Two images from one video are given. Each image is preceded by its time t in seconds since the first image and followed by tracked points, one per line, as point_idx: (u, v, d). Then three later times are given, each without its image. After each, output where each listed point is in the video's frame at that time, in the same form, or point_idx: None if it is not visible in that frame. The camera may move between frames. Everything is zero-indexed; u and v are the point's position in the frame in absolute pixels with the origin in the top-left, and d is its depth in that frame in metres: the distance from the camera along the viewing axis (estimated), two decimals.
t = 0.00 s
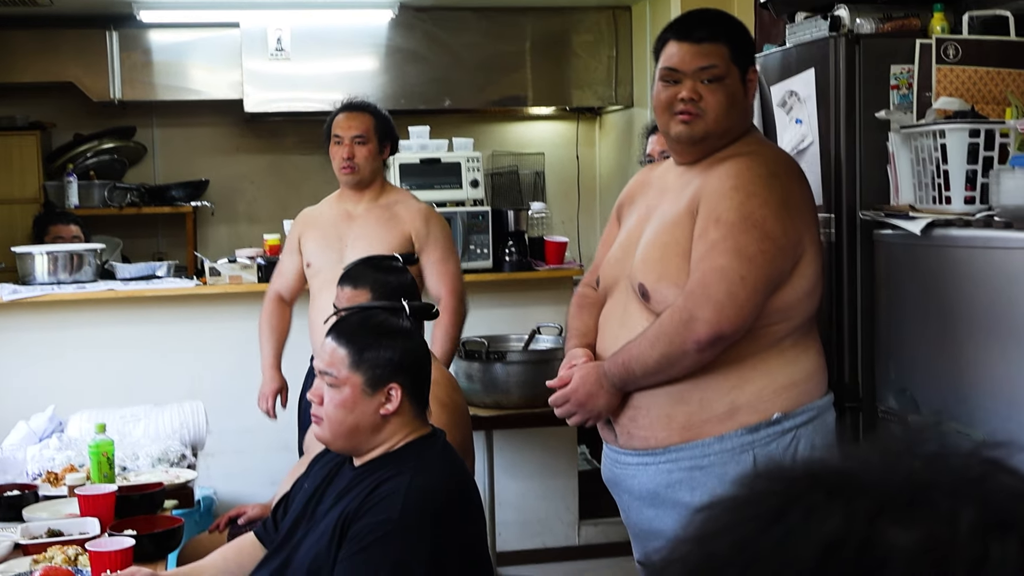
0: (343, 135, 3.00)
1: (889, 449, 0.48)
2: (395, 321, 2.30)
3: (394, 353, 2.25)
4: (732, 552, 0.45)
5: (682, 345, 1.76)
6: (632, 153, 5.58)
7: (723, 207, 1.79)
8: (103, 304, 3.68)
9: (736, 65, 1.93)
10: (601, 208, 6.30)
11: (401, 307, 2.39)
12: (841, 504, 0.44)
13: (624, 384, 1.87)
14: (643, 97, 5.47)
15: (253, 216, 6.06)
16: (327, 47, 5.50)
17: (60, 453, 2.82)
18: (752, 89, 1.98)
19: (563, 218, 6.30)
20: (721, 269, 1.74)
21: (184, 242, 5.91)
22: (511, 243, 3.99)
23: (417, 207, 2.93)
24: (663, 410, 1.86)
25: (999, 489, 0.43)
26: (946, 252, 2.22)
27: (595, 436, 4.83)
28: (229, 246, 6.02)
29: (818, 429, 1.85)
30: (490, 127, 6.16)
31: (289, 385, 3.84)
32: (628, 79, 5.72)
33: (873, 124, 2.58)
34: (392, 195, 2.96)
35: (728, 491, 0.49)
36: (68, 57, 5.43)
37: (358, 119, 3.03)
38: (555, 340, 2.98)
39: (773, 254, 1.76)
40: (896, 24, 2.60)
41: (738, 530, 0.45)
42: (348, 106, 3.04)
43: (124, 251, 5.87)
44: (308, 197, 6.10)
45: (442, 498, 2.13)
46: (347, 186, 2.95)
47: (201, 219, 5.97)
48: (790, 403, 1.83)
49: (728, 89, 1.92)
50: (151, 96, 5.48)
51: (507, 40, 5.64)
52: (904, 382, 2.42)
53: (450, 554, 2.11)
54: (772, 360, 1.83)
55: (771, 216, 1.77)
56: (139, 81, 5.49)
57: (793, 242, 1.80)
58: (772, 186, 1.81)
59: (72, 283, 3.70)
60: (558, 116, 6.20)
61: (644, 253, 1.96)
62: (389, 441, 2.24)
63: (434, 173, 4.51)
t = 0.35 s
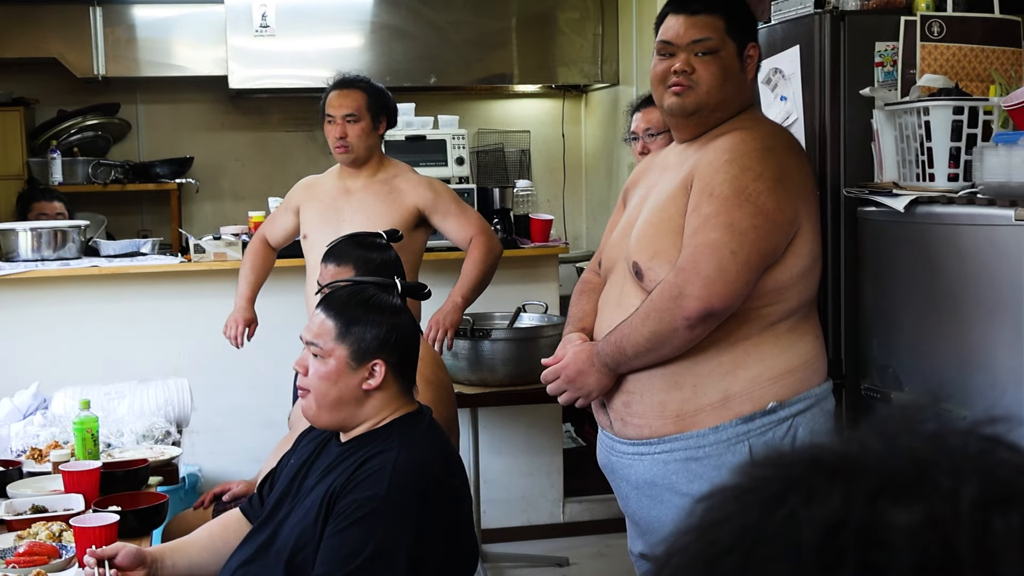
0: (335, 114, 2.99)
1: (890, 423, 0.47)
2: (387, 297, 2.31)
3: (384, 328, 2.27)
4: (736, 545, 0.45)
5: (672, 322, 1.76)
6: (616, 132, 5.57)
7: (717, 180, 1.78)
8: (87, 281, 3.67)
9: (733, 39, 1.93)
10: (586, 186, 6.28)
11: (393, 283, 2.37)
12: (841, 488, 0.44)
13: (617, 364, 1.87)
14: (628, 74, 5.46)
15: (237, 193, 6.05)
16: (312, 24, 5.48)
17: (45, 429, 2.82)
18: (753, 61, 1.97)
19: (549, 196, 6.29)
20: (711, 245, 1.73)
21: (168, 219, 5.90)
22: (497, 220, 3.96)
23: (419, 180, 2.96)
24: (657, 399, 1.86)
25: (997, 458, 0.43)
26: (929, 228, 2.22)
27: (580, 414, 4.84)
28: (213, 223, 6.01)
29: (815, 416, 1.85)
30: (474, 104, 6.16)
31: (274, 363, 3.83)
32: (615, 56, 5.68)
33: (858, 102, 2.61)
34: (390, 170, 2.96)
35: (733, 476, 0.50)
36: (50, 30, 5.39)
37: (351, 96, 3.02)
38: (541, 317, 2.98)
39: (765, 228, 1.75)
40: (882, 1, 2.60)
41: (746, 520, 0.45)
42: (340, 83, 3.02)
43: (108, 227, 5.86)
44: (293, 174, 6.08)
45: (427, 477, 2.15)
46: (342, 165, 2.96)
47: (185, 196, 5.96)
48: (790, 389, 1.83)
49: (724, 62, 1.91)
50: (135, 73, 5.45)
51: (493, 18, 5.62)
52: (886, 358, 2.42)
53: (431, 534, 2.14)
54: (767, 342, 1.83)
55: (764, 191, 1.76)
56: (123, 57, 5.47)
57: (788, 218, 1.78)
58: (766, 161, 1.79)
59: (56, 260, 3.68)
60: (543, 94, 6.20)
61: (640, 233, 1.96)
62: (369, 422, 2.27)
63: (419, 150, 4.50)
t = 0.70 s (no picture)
0: (315, 89, 2.98)
1: (909, 396, 0.40)
2: (369, 272, 2.31)
3: (367, 304, 2.28)
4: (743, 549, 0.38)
5: (683, 296, 1.77)
6: (605, 110, 5.56)
7: (738, 154, 1.79)
8: (76, 260, 3.66)
9: (757, 14, 1.92)
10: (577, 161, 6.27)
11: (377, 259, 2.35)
12: (859, 488, 0.37)
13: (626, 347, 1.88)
14: (618, 53, 5.44)
15: (228, 172, 6.05)
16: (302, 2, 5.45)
17: (34, 408, 2.82)
18: (783, 39, 1.94)
19: (539, 173, 6.27)
20: (726, 219, 1.75)
21: (157, 199, 5.89)
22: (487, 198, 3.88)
23: (402, 153, 2.96)
24: (668, 388, 1.86)
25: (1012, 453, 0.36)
26: (918, 203, 2.22)
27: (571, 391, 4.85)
28: (203, 202, 6.01)
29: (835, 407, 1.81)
30: (463, 83, 6.15)
31: (265, 342, 3.84)
32: (604, 33, 5.65)
33: (847, 78, 2.62)
34: (372, 144, 2.95)
35: (731, 459, 0.41)
36: (35, 8, 5.36)
37: (331, 71, 3.00)
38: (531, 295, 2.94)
39: (785, 206, 1.75)
40: None
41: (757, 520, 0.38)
42: (320, 58, 3.01)
43: (97, 207, 5.85)
44: (282, 153, 6.09)
45: (415, 455, 2.17)
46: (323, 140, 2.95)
47: (174, 175, 5.95)
48: (804, 383, 1.79)
49: (743, 38, 1.92)
50: (122, 51, 5.43)
51: None
52: (873, 334, 2.42)
53: (419, 512, 2.16)
54: (783, 332, 1.81)
55: (786, 168, 1.76)
56: (110, 36, 5.42)
57: (812, 198, 1.78)
58: (793, 138, 1.80)
59: (45, 239, 3.67)
60: (532, 72, 6.16)
61: (663, 211, 1.97)
62: (354, 401, 2.29)
63: (408, 128, 4.49)
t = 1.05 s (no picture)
0: (293, 112, 3.01)
1: (878, 439, 0.45)
2: (358, 298, 2.34)
3: (353, 328, 2.31)
4: None
5: (695, 326, 1.76)
6: (600, 131, 5.58)
7: (754, 184, 1.79)
8: (72, 285, 3.66)
9: (748, 36, 1.92)
10: (572, 184, 6.27)
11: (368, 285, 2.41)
12: (834, 539, 0.39)
13: (624, 367, 1.88)
14: (612, 70, 5.45)
15: (224, 195, 6.05)
16: (296, 25, 5.46)
17: (31, 435, 2.81)
18: (775, 59, 1.92)
19: (534, 193, 6.26)
20: (742, 252, 1.74)
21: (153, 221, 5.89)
22: (482, 219, 3.91)
23: (381, 179, 2.98)
24: (659, 407, 1.86)
25: (987, 495, 0.39)
26: (912, 223, 2.23)
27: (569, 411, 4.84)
28: (200, 225, 6.00)
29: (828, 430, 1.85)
30: (459, 103, 6.15)
31: (261, 365, 3.83)
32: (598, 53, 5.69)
33: (839, 96, 2.61)
34: (353, 168, 2.98)
35: (698, 500, 0.45)
36: (31, 35, 5.38)
37: (310, 94, 3.03)
38: (528, 315, 2.95)
39: (801, 241, 1.75)
40: None
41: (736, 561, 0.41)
42: (299, 82, 3.04)
43: (94, 230, 5.85)
44: (278, 174, 6.08)
45: (413, 477, 2.17)
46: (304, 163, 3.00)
47: (170, 199, 5.94)
48: (796, 408, 1.81)
49: (731, 62, 1.92)
50: (118, 75, 5.44)
51: (476, 16, 5.61)
52: (870, 353, 2.41)
53: (418, 536, 2.16)
54: (779, 356, 1.82)
55: (802, 201, 1.77)
56: (105, 60, 5.45)
57: (824, 232, 1.79)
58: (808, 170, 1.80)
59: (41, 265, 3.68)
60: (527, 91, 6.18)
61: (664, 232, 1.97)
62: (347, 428, 2.29)
63: (403, 150, 4.49)
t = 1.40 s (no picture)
0: (292, 122, 2.95)
1: (820, 434, 0.49)
2: (370, 307, 2.36)
3: (364, 338, 2.32)
4: (665, 562, 0.44)
5: (743, 358, 1.84)
6: (614, 143, 5.60)
7: (769, 206, 1.87)
8: (86, 292, 3.67)
9: (731, 47, 2.03)
10: (584, 193, 6.28)
11: (378, 295, 2.42)
12: (766, 507, 0.44)
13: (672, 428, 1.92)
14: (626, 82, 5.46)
15: (236, 204, 6.06)
16: (310, 34, 5.48)
17: (44, 442, 2.82)
18: (760, 69, 2.03)
19: (547, 204, 6.29)
20: (774, 276, 1.83)
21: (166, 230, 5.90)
22: (495, 229, 3.93)
23: (378, 187, 2.95)
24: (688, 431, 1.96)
25: (909, 477, 0.44)
26: (926, 236, 2.23)
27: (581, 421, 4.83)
28: (212, 233, 6.02)
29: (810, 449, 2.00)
30: (472, 113, 6.18)
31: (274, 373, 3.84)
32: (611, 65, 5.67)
33: (855, 108, 2.61)
34: (349, 177, 2.96)
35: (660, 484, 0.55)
36: (46, 45, 5.41)
37: (308, 104, 2.97)
38: (539, 325, 2.94)
39: (820, 258, 1.85)
40: (876, 8, 2.62)
41: (681, 533, 0.45)
42: (296, 91, 2.98)
43: (107, 239, 5.87)
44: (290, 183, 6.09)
45: (424, 485, 2.19)
46: (303, 173, 2.94)
47: (183, 207, 5.96)
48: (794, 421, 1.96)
49: (714, 73, 2.04)
50: (133, 84, 5.46)
51: (489, 26, 5.64)
52: (884, 365, 2.42)
53: (430, 544, 2.17)
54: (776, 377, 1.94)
55: (814, 219, 1.86)
56: (120, 69, 5.47)
57: (835, 245, 1.89)
58: (813, 187, 1.90)
59: (55, 272, 3.69)
60: (541, 102, 6.19)
61: (667, 245, 2.02)
62: (359, 438, 2.31)
63: (416, 159, 4.50)
